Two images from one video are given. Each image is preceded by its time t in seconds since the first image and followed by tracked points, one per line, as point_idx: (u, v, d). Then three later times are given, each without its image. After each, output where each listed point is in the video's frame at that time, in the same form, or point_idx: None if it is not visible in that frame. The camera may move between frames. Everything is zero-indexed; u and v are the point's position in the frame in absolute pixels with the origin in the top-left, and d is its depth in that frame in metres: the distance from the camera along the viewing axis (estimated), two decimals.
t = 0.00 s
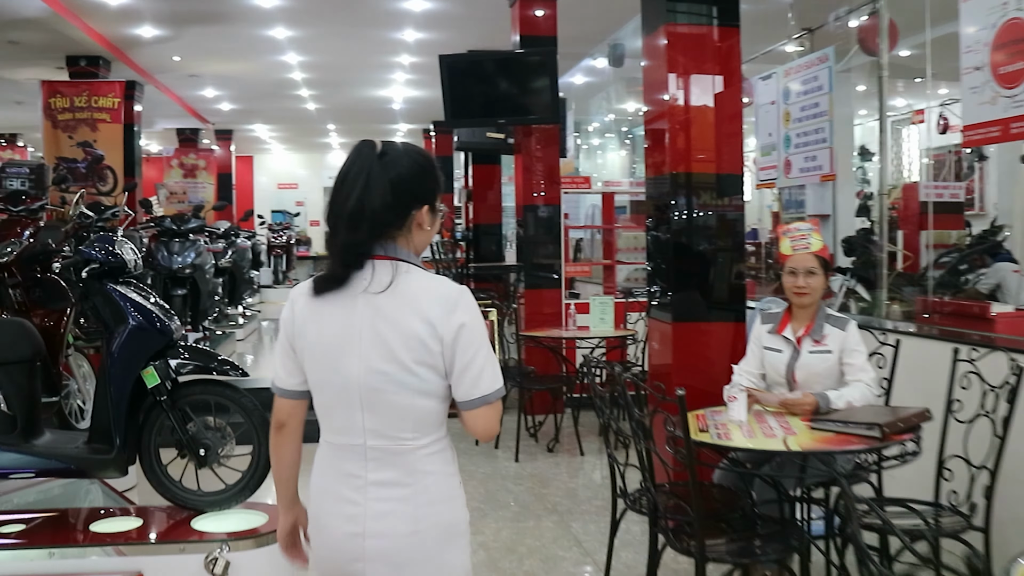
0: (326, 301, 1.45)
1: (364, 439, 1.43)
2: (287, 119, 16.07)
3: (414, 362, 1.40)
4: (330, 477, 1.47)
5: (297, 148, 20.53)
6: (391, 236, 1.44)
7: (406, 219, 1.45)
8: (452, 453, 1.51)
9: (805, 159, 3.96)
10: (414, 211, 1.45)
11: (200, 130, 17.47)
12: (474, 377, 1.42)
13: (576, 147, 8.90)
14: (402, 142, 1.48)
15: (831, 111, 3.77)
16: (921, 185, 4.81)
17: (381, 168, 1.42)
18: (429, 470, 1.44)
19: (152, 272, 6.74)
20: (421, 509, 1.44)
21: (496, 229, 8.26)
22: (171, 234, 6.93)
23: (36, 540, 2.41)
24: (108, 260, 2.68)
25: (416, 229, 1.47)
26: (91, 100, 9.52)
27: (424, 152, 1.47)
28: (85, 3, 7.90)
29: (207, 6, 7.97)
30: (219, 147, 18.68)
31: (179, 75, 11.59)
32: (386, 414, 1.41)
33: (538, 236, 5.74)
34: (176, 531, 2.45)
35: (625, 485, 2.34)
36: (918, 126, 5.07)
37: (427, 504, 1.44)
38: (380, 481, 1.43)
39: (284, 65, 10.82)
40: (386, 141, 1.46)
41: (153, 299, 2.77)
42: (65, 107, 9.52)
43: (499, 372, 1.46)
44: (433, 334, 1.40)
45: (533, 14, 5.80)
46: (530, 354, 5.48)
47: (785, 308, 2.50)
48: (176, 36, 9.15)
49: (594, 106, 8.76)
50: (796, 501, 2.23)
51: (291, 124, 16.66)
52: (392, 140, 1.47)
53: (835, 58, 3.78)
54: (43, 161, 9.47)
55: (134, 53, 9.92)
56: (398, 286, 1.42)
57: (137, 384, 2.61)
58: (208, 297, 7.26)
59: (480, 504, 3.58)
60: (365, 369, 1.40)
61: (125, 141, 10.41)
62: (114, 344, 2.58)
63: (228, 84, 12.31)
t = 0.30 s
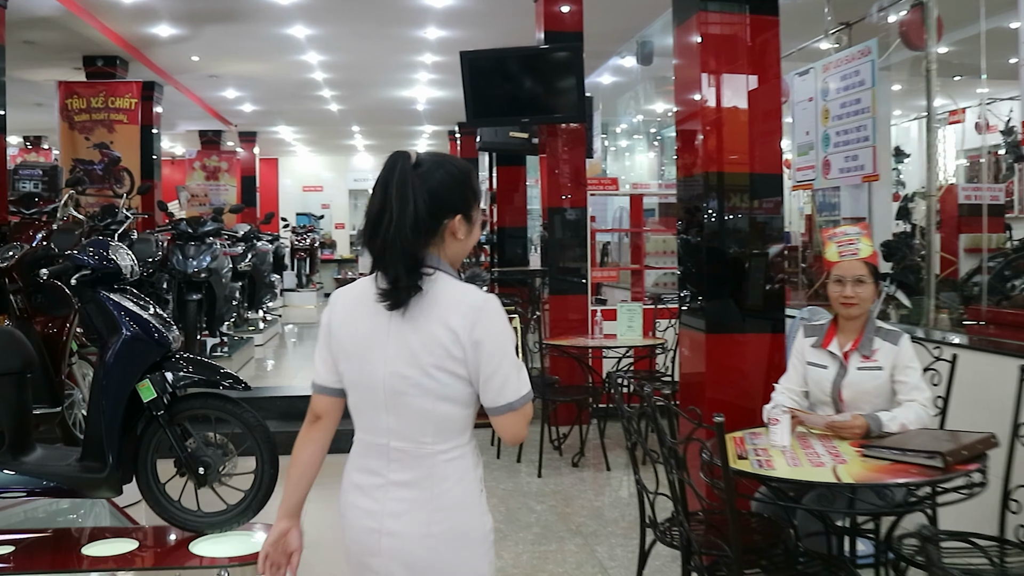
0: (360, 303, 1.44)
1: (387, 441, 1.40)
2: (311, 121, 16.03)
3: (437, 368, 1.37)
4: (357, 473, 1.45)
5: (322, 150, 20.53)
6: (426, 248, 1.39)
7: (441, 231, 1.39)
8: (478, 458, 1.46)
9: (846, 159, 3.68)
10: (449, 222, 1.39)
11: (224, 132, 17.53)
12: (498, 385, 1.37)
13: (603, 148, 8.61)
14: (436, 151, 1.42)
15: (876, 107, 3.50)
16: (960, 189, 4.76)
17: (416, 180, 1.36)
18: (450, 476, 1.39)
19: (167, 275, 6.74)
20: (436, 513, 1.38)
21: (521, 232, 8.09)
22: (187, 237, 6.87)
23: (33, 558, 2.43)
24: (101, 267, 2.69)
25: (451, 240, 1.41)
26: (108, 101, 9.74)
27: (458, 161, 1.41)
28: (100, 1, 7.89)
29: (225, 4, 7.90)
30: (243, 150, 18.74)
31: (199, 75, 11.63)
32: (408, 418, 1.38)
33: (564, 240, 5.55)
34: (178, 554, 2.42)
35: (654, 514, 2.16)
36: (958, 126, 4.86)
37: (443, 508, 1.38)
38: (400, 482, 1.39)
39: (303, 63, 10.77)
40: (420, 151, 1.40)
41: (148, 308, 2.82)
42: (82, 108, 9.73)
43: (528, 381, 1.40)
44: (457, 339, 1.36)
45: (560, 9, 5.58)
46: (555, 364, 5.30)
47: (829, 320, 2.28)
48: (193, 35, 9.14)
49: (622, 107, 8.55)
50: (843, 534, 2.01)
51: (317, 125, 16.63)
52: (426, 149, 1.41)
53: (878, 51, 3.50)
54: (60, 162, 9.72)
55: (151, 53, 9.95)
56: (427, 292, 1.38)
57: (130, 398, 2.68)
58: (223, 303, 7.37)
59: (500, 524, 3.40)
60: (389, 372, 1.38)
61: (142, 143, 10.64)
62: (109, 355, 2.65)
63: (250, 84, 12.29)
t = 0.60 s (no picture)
0: (392, 288, 1.51)
1: (412, 426, 1.45)
2: (322, 121, 15.95)
3: (459, 353, 1.40)
4: (389, 461, 1.50)
5: (335, 151, 20.46)
6: (455, 233, 1.47)
7: (476, 215, 1.47)
8: (506, 447, 1.47)
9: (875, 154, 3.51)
10: (485, 207, 1.47)
11: (234, 132, 17.51)
12: (520, 371, 1.38)
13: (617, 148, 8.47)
14: (476, 139, 1.49)
15: (908, 100, 3.33)
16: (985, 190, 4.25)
17: (449, 166, 1.44)
18: (471, 464, 1.41)
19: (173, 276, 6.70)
20: (459, 501, 1.40)
21: (534, 233, 7.94)
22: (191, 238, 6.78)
23: (27, 574, 2.54)
24: (90, 271, 2.98)
25: (488, 225, 1.49)
26: (113, 99, 9.78)
27: (497, 149, 1.48)
28: None
29: None
30: (254, 151, 18.72)
31: (207, 74, 11.62)
32: (430, 403, 1.42)
33: (579, 242, 5.39)
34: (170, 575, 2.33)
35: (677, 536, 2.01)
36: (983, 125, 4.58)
37: (465, 496, 1.40)
38: (423, 468, 1.43)
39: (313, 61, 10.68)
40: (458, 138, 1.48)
41: (138, 313, 3.05)
42: (86, 106, 9.78)
43: (554, 369, 1.41)
44: (478, 325, 1.40)
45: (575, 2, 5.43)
46: (569, 369, 5.15)
47: (867, 325, 2.10)
48: (201, 31, 9.10)
49: (638, 105, 8.38)
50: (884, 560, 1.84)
51: (330, 126, 16.54)
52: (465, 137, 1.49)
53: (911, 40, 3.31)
54: (64, 161, 9.75)
55: (158, 50, 9.92)
56: (451, 277, 1.43)
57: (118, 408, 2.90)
58: (228, 305, 7.27)
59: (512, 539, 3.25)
60: (413, 355, 1.43)
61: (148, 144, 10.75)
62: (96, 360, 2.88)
63: (259, 82, 12.23)
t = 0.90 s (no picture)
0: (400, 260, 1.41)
1: (411, 404, 1.33)
2: (281, 122, 15.60)
3: (463, 330, 1.28)
4: (389, 440, 1.39)
5: (295, 152, 20.08)
6: (470, 211, 1.34)
7: (494, 190, 1.33)
8: (513, 433, 1.35)
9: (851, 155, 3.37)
10: (504, 181, 1.32)
11: (190, 132, 17.06)
12: (528, 354, 1.25)
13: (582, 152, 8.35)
14: (501, 109, 1.35)
15: (887, 97, 3.18)
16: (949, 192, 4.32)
17: (468, 138, 1.30)
18: (470, 449, 1.29)
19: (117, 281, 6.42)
20: (457, 483, 1.29)
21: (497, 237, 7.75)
22: (139, 241, 6.68)
23: None
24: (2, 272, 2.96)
25: (506, 201, 1.35)
26: (59, 96, 9.36)
27: (521, 121, 1.34)
28: None
29: None
30: (211, 152, 18.27)
31: (161, 71, 11.25)
32: (431, 382, 1.30)
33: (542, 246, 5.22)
34: None
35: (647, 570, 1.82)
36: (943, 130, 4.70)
37: (464, 480, 1.29)
38: (422, 451, 1.32)
39: (271, 58, 10.41)
40: (481, 107, 1.34)
41: (62, 324, 2.98)
42: (31, 102, 9.38)
43: (567, 353, 1.28)
44: (485, 300, 1.28)
45: None
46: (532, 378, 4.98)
47: (852, 336, 1.94)
48: (152, 25, 8.81)
49: (603, 108, 8.26)
50: None
51: (291, 127, 16.19)
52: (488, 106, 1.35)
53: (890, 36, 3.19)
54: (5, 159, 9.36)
55: (107, 44, 9.58)
56: (459, 249, 1.32)
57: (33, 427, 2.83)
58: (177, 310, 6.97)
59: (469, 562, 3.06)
60: (416, 332, 1.32)
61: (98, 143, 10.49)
62: (9, 373, 2.79)
63: (216, 81, 11.88)
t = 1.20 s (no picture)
0: (366, 222, 1.44)
1: (366, 372, 1.35)
2: (212, 116, 15.07)
3: (429, 297, 1.31)
4: (340, 412, 1.40)
5: (227, 149, 19.45)
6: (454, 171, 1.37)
7: (480, 154, 1.38)
8: (468, 414, 1.38)
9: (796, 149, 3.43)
10: (490, 146, 1.37)
11: (115, 126, 16.36)
12: (494, 329, 1.29)
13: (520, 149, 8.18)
14: (492, 72, 1.40)
15: (833, 91, 3.26)
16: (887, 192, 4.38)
17: (463, 98, 1.34)
18: (422, 424, 1.31)
19: (28, 281, 5.96)
20: (402, 460, 1.30)
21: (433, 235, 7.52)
22: (57, 238, 6.36)
23: None
24: None
25: (489, 168, 1.40)
26: None
27: (512, 85, 1.39)
28: None
29: None
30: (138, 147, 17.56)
31: (82, 61, 10.72)
32: (390, 348, 1.33)
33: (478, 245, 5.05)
34: None
35: None
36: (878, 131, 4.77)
37: (410, 457, 1.31)
38: (372, 422, 1.34)
39: (198, 49, 10.00)
40: (473, 67, 1.38)
41: None
42: None
43: (533, 336, 1.32)
44: (455, 269, 1.31)
45: None
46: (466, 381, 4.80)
47: (804, 338, 1.80)
48: (70, 11, 8.36)
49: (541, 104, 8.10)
50: None
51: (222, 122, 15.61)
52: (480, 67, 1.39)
53: (835, 28, 3.28)
54: None
55: (22, 31, 9.09)
56: (432, 218, 1.35)
57: None
58: (93, 312, 6.58)
59: None
60: (381, 296, 1.34)
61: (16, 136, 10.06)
62: None
63: (141, 72, 11.37)
